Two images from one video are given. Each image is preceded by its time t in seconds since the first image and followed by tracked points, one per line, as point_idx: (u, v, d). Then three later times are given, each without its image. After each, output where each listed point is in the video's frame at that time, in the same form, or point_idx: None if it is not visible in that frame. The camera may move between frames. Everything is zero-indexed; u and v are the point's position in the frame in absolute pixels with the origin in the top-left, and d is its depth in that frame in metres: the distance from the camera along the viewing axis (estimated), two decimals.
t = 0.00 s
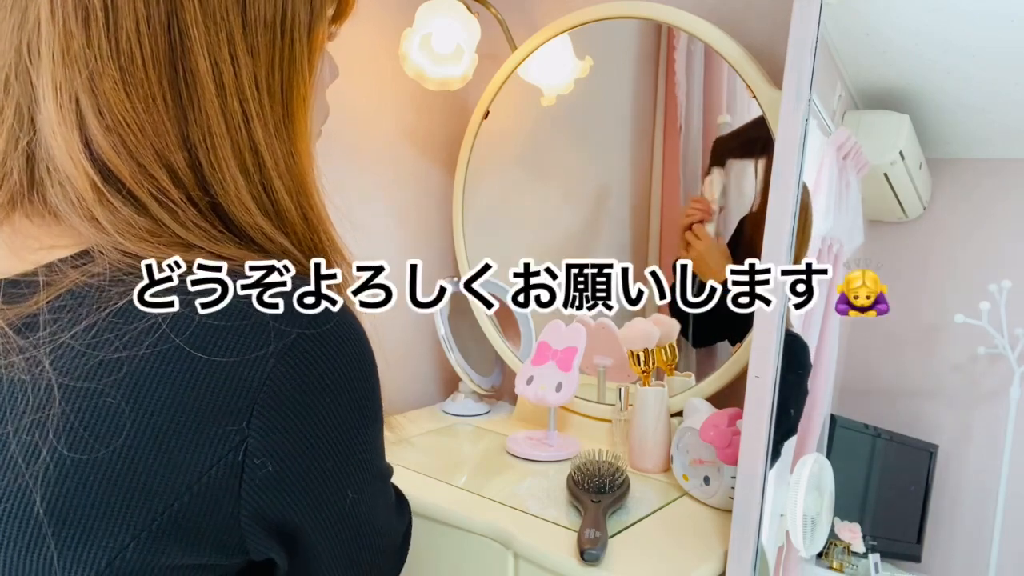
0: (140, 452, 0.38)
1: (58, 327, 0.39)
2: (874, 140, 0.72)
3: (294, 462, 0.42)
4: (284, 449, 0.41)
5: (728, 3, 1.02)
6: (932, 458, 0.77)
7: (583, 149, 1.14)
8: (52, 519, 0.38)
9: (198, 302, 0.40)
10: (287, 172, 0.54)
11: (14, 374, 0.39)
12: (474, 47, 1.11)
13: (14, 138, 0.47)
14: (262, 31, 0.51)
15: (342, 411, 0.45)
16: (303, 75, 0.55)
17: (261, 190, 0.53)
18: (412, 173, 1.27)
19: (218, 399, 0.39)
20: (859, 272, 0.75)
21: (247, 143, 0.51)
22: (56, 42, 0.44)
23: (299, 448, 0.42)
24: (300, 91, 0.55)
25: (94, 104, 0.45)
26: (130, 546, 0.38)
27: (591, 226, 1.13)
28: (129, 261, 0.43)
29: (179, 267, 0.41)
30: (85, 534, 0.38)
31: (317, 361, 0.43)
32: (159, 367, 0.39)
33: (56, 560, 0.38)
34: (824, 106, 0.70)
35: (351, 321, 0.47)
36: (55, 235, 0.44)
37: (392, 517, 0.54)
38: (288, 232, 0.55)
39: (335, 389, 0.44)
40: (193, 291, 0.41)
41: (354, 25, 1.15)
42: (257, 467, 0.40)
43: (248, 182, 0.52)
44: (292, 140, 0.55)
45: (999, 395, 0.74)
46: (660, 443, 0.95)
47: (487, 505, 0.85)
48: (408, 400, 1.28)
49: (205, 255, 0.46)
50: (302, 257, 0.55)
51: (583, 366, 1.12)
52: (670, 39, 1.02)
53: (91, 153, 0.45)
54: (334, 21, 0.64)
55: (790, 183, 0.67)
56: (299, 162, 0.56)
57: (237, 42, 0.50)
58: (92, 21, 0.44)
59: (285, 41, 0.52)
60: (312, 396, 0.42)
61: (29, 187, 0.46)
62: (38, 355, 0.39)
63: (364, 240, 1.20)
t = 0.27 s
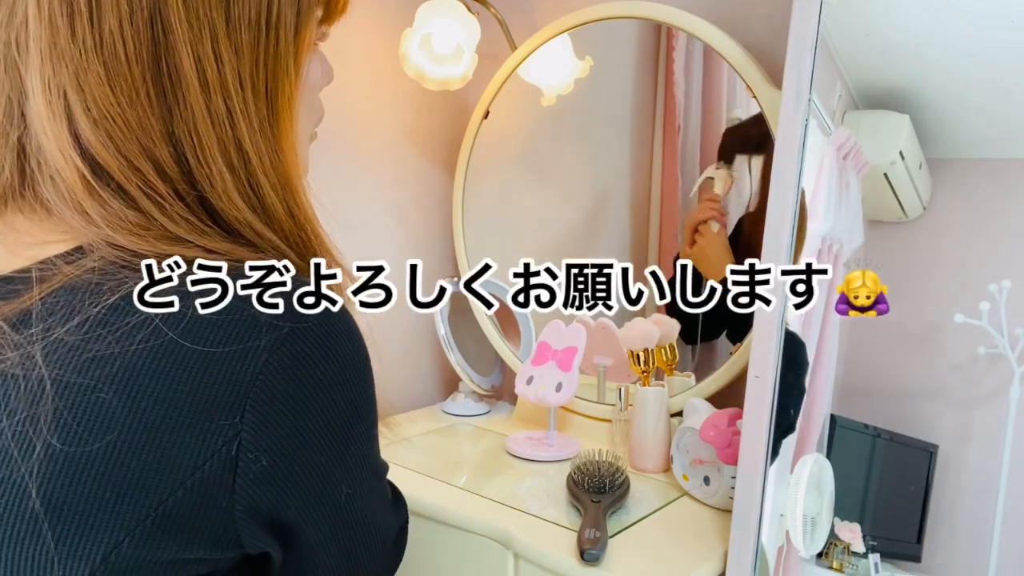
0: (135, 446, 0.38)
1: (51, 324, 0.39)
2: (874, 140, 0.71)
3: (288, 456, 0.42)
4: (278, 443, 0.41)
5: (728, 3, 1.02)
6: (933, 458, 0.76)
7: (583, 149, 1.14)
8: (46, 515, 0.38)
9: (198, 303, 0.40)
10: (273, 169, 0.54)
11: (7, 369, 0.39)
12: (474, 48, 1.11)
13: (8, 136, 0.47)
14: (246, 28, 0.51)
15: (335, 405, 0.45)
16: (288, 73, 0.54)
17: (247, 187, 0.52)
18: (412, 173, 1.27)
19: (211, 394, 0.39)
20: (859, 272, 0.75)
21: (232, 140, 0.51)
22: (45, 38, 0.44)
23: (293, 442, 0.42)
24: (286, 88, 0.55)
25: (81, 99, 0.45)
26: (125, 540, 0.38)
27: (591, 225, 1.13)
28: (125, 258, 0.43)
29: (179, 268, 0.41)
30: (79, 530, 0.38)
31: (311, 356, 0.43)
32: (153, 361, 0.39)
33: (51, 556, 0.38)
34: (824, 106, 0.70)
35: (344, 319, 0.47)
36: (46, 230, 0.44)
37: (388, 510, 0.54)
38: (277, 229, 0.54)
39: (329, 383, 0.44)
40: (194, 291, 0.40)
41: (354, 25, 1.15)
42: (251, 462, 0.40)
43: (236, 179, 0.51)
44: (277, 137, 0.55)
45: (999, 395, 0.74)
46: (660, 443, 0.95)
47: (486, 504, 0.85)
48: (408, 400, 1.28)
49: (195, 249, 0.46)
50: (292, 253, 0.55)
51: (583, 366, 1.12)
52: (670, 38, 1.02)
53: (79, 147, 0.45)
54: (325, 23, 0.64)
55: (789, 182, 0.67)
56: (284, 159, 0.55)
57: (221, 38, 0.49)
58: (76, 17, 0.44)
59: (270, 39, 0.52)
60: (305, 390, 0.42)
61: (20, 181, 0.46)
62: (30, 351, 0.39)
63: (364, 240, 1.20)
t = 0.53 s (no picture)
0: (133, 442, 0.38)
1: (50, 319, 0.39)
2: (874, 140, 0.71)
3: (287, 450, 0.42)
4: (277, 438, 0.42)
5: (728, 3, 1.02)
6: (933, 458, 0.76)
7: (583, 149, 1.14)
8: (44, 512, 0.38)
9: (199, 303, 0.40)
10: (264, 166, 0.54)
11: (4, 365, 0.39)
12: (474, 48, 1.11)
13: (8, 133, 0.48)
14: (237, 25, 0.51)
15: (333, 400, 0.45)
16: (280, 72, 0.54)
17: (239, 182, 0.52)
18: (412, 173, 1.27)
19: (210, 388, 0.39)
20: (859, 272, 0.75)
21: (225, 138, 0.51)
22: (43, 35, 0.44)
23: (292, 437, 0.43)
24: (278, 85, 0.54)
25: (75, 94, 0.45)
26: (124, 536, 0.38)
27: (591, 225, 1.13)
28: (123, 256, 0.42)
29: (179, 267, 0.41)
30: (78, 526, 0.38)
31: (309, 352, 0.43)
32: (150, 357, 0.39)
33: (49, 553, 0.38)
34: (824, 105, 0.70)
35: (340, 314, 0.47)
36: (44, 226, 0.44)
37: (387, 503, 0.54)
38: (267, 224, 0.54)
39: (327, 378, 0.45)
40: (194, 291, 0.40)
41: (353, 24, 1.15)
42: (250, 457, 0.40)
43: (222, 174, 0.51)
44: (268, 133, 0.55)
45: (999, 395, 0.74)
46: (660, 443, 0.95)
47: (487, 504, 0.85)
48: (408, 400, 1.28)
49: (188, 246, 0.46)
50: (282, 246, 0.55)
51: (583, 366, 1.12)
52: (669, 38, 1.02)
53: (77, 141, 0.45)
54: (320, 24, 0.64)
55: (790, 182, 0.67)
56: (276, 155, 0.55)
57: (213, 36, 0.49)
58: (72, 13, 0.44)
59: (263, 37, 0.52)
60: (304, 385, 0.43)
61: (17, 176, 0.46)
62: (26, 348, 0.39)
63: (364, 239, 1.20)
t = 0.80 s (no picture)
0: (118, 439, 0.38)
1: (40, 317, 0.40)
2: (874, 140, 0.71)
3: (278, 449, 0.42)
4: (266, 438, 0.41)
5: (728, 3, 1.02)
6: (933, 458, 0.77)
7: (583, 149, 1.14)
8: (32, 509, 0.38)
9: (198, 302, 0.40)
10: (266, 162, 0.53)
11: None
12: (474, 48, 1.11)
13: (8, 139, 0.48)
14: (238, 20, 0.50)
15: (327, 399, 0.44)
16: (283, 67, 0.53)
17: (239, 178, 0.51)
18: (411, 173, 1.27)
19: (193, 386, 0.39)
20: (859, 272, 0.75)
21: (224, 135, 0.50)
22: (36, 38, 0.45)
23: (281, 437, 0.42)
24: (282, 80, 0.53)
25: (71, 91, 0.45)
26: (112, 535, 0.38)
27: (591, 225, 1.13)
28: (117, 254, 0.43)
29: (179, 267, 0.41)
30: (67, 526, 0.38)
31: (296, 348, 0.42)
32: (135, 355, 0.39)
33: (38, 552, 0.38)
34: (825, 105, 0.69)
35: (331, 311, 0.46)
36: (37, 226, 0.44)
37: (397, 502, 0.52)
38: (265, 221, 0.53)
39: (318, 376, 0.44)
40: (194, 291, 0.40)
41: (353, 24, 1.15)
42: (237, 457, 0.40)
43: (219, 168, 0.50)
44: (273, 130, 0.53)
45: (999, 394, 0.74)
46: (660, 443, 0.95)
47: (487, 504, 0.85)
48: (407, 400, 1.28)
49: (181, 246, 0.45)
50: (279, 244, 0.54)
51: (583, 366, 1.12)
52: (669, 38, 1.02)
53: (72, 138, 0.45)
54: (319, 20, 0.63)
55: (790, 182, 0.67)
56: (281, 151, 0.54)
57: (213, 30, 0.48)
58: (72, 11, 0.44)
59: (264, 32, 0.51)
60: (294, 382, 0.42)
61: (12, 173, 0.47)
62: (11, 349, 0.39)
63: (364, 239, 1.20)
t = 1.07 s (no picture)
0: (93, 432, 0.37)
1: (28, 312, 0.40)
2: (874, 140, 0.71)
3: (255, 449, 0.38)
4: (243, 436, 0.38)
5: (728, 3, 1.02)
6: (933, 458, 0.77)
7: (583, 149, 1.14)
8: (15, 501, 0.38)
9: (199, 302, 0.39)
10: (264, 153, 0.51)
11: None
12: (474, 48, 1.11)
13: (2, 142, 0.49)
14: (229, 9, 0.48)
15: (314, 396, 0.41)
16: (279, 56, 0.51)
17: (237, 173, 0.50)
18: (411, 173, 1.27)
19: (164, 378, 0.37)
20: (859, 272, 0.75)
21: (220, 127, 0.48)
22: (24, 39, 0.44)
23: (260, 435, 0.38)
24: (276, 69, 0.51)
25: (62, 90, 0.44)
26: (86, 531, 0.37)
27: (591, 225, 1.13)
28: (109, 254, 0.42)
29: (179, 267, 0.40)
30: (49, 519, 0.38)
31: (278, 339, 0.40)
32: (111, 348, 0.38)
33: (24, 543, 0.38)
34: (825, 105, 0.69)
35: (316, 307, 0.43)
36: (23, 229, 0.45)
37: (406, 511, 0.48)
38: (265, 219, 0.51)
39: (302, 370, 0.41)
40: (194, 291, 0.39)
41: (353, 24, 1.14)
42: (209, 456, 0.37)
43: (213, 164, 0.48)
44: (272, 121, 0.51)
45: (999, 394, 0.74)
46: (660, 443, 0.95)
47: (487, 504, 0.85)
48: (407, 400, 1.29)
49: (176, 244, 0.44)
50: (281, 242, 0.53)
51: (583, 366, 1.12)
52: (669, 37, 1.02)
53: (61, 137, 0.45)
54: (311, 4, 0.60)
55: (790, 181, 0.66)
56: (282, 142, 0.52)
57: (203, 19, 0.47)
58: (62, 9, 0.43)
59: (253, 18, 0.49)
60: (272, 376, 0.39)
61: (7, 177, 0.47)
62: (9, 339, 0.40)
63: (364, 240, 1.20)
